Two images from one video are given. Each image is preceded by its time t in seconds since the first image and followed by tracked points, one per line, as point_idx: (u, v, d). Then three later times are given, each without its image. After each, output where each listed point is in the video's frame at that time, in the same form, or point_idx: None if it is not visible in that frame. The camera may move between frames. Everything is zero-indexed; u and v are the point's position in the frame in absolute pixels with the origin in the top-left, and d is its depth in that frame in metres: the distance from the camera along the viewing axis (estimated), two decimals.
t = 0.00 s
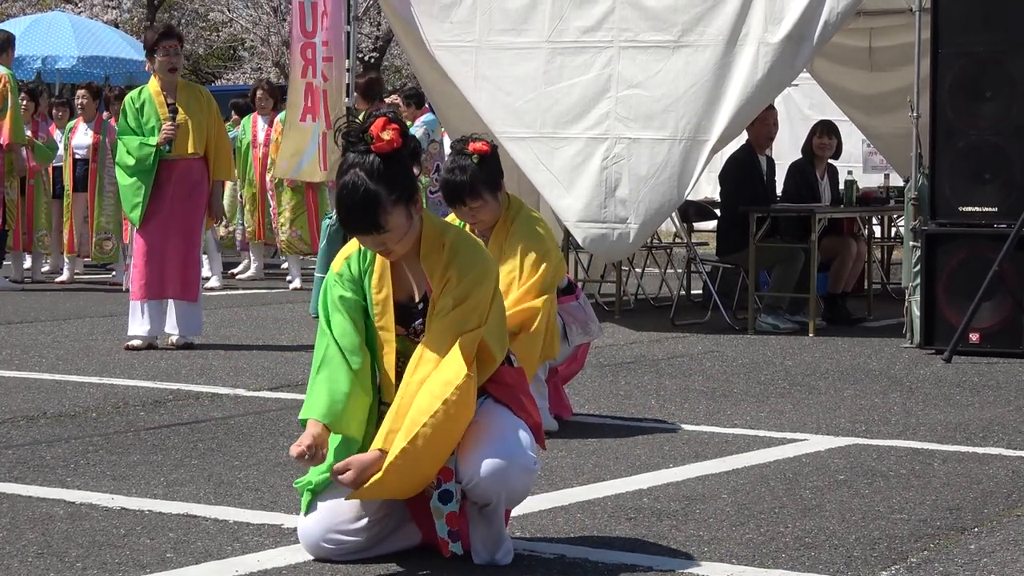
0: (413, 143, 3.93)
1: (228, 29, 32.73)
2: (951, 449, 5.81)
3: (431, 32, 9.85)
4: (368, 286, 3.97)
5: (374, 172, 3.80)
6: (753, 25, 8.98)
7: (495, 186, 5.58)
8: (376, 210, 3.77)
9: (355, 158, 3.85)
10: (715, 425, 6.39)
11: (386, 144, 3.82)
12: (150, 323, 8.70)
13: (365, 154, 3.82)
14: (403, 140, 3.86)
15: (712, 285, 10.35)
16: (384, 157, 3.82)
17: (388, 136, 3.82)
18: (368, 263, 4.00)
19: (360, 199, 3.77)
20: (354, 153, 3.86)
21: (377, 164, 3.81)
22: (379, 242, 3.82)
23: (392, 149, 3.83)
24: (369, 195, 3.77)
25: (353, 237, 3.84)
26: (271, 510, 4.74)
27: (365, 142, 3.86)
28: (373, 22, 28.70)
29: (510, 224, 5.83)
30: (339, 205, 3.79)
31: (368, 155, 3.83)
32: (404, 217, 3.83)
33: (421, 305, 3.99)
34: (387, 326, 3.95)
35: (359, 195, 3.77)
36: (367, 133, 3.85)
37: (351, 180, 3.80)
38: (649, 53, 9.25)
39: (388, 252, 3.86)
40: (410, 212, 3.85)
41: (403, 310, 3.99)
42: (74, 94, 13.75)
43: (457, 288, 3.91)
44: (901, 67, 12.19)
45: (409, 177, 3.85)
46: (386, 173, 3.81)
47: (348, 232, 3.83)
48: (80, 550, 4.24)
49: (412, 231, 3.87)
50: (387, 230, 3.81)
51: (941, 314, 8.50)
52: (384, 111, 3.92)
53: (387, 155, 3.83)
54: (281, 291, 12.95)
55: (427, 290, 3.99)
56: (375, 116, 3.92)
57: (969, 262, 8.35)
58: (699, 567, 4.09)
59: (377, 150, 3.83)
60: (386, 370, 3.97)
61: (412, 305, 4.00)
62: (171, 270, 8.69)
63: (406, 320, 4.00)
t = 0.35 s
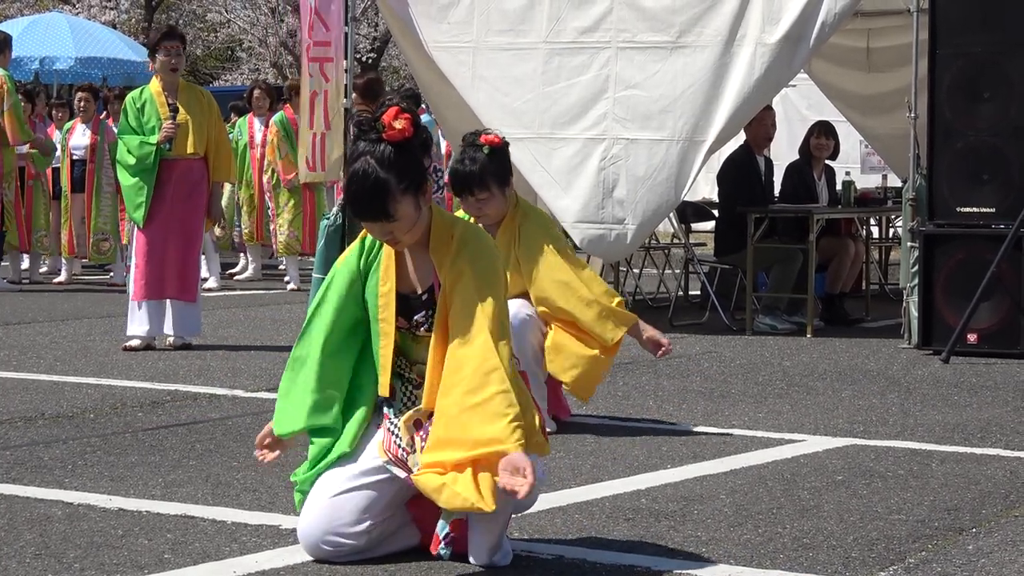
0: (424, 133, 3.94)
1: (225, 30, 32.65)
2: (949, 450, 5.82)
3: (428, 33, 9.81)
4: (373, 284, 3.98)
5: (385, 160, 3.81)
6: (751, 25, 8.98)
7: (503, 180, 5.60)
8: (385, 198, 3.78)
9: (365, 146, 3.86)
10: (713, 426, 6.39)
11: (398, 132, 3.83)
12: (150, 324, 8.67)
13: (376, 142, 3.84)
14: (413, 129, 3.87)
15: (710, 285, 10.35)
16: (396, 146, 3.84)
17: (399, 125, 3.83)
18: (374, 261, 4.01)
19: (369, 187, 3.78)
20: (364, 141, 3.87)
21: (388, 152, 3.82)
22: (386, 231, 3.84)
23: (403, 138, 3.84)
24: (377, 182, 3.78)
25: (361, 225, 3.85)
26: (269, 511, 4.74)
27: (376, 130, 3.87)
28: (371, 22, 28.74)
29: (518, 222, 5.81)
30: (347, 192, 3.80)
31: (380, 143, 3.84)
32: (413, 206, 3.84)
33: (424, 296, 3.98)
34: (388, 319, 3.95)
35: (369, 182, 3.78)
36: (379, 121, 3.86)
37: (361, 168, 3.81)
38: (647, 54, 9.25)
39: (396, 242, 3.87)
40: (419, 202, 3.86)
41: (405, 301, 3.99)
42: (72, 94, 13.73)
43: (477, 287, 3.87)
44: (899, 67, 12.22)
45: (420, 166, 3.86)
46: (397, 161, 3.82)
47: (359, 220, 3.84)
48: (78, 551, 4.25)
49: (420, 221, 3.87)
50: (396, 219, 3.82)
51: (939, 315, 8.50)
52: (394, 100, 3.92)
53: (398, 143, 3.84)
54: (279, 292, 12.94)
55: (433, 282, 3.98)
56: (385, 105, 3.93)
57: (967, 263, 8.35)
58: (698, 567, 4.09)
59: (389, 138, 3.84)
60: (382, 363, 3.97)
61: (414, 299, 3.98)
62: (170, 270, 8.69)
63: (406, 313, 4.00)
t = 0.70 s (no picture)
0: (425, 126, 3.93)
1: (224, 30, 32.63)
2: (947, 450, 5.83)
3: (426, 34, 9.82)
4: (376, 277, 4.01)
5: (385, 153, 3.80)
6: (750, 25, 8.98)
7: (519, 166, 4.86)
8: (384, 191, 3.78)
9: (366, 139, 3.85)
10: (712, 426, 6.39)
11: (398, 125, 3.82)
12: (147, 324, 8.67)
13: (376, 135, 3.83)
14: (414, 123, 3.86)
15: (709, 286, 10.36)
16: (396, 139, 3.82)
17: (400, 118, 3.82)
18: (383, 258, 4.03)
19: (368, 181, 3.77)
20: (365, 134, 3.87)
21: (388, 145, 3.81)
22: (386, 225, 3.83)
23: (403, 131, 3.83)
24: (377, 175, 3.78)
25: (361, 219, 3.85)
26: (268, 511, 4.75)
27: (377, 123, 3.86)
28: (369, 23, 28.78)
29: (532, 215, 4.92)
30: (347, 184, 3.80)
31: (380, 136, 3.83)
32: (413, 199, 3.84)
33: (426, 291, 3.95)
34: (384, 313, 3.96)
35: (368, 175, 3.78)
36: (380, 114, 3.85)
37: (361, 161, 3.81)
38: (645, 54, 9.25)
39: (396, 235, 3.86)
40: (420, 196, 3.85)
41: (405, 298, 3.99)
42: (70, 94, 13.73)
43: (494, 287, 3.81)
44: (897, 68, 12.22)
45: (420, 159, 3.85)
46: (396, 154, 3.80)
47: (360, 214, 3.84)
48: (76, 551, 4.25)
49: (420, 214, 3.87)
50: (395, 212, 3.81)
51: (938, 316, 8.50)
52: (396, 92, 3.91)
53: (398, 137, 3.83)
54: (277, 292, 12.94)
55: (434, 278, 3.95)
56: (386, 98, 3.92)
57: (965, 263, 8.36)
58: (695, 567, 4.09)
59: (389, 132, 3.83)
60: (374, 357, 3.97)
61: (415, 294, 3.97)
62: (169, 271, 8.69)
63: (409, 307, 3.99)
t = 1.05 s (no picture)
0: (450, 120, 3.94)
1: (224, 31, 32.62)
2: (947, 451, 5.83)
3: (426, 34, 9.82)
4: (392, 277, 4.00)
5: (411, 147, 3.81)
6: (749, 25, 8.98)
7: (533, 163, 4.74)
8: (410, 185, 3.79)
9: (391, 133, 3.85)
10: (711, 427, 6.39)
11: (425, 119, 3.83)
12: (146, 325, 8.68)
13: (402, 128, 3.83)
14: (440, 117, 3.87)
15: (709, 287, 10.36)
16: (423, 133, 3.83)
17: (426, 112, 3.83)
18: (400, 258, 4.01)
19: (394, 174, 3.78)
20: (391, 127, 3.87)
21: (414, 139, 3.82)
22: (409, 218, 3.84)
23: (429, 125, 3.84)
24: (402, 168, 3.78)
25: (385, 211, 3.86)
26: (268, 512, 4.75)
27: (403, 117, 3.86)
28: (369, 23, 28.81)
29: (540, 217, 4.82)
30: (372, 176, 3.81)
31: (406, 129, 3.83)
32: (436, 194, 3.85)
33: (445, 288, 3.96)
34: (402, 311, 3.96)
35: (394, 168, 3.79)
36: (405, 107, 3.85)
37: (387, 154, 3.82)
38: (645, 55, 9.25)
39: (418, 229, 3.87)
40: (443, 190, 3.86)
41: (423, 297, 3.99)
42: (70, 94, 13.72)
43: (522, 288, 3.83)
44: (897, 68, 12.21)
45: (444, 152, 3.86)
46: (422, 148, 3.82)
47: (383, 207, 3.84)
48: (77, 552, 4.25)
49: (442, 208, 3.88)
50: (419, 206, 3.82)
51: (938, 317, 8.50)
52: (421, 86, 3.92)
53: (424, 131, 3.84)
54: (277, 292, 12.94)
55: (453, 275, 3.96)
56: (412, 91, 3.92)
57: (965, 264, 8.36)
58: (695, 568, 4.09)
59: (415, 125, 3.84)
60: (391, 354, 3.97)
61: (434, 291, 3.97)
62: (168, 270, 8.68)
63: (428, 304, 3.98)
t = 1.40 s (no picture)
0: (467, 91, 3.99)
1: (224, 31, 32.59)
2: (947, 451, 5.83)
3: (425, 33, 9.82)
4: (414, 246, 4.04)
5: (429, 117, 3.86)
6: (749, 25, 8.99)
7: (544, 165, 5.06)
8: (428, 155, 3.84)
9: (410, 104, 3.91)
10: (711, 427, 6.40)
11: (442, 89, 3.88)
12: (145, 323, 8.67)
13: (420, 99, 3.89)
14: (459, 88, 3.92)
15: (710, 287, 10.36)
16: (440, 104, 3.89)
17: (444, 82, 3.88)
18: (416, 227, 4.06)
19: (413, 145, 3.84)
20: (408, 98, 3.92)
21: (432, 110, 3.87)
22: (428, 189, 3.89)
23: (447, 95, 3.89)
24: (421, 139, 3.84)
25: (404, 184, 3.91)
26: (268, 512, 4.75)
27: (420, 88, 3.92)
28: (369, 24, 28.82)
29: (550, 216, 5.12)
30: (391, 147, 3.86)
31: (424, 100, 3.89)
32: (455, 164, 3.91)
33: (468, 259, 4.02)
34: (432, 283, 4.00)
35: (412, 138, 3.84)
36: (423, 78, 3.91)
37: (406, 125, 3.87)
38: (644, 55, 9.25)
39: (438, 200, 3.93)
40: (462, 160, 3.93)
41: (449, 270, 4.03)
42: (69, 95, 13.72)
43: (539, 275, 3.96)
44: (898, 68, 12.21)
45: (462, 122, 3.92)
46: (441, 118, 3.88)
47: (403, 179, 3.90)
48: (77, 552, 4.25)
49: (461, 179, 3.93)
50: (438, 176, 3.87)
51: (938, 317, 8.50)
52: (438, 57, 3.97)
53: (442, 101, 3.89)
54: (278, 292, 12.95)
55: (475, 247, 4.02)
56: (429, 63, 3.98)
57: (965, 264, 8.36)
58: (695, 569, 4.09)
59: (433, 96, 3.89)
60: (428, 327, 4.00)
61: (458, 261, 4.03)
62: (168, 270, 8.66)
63: (450, 276, 4.02)
